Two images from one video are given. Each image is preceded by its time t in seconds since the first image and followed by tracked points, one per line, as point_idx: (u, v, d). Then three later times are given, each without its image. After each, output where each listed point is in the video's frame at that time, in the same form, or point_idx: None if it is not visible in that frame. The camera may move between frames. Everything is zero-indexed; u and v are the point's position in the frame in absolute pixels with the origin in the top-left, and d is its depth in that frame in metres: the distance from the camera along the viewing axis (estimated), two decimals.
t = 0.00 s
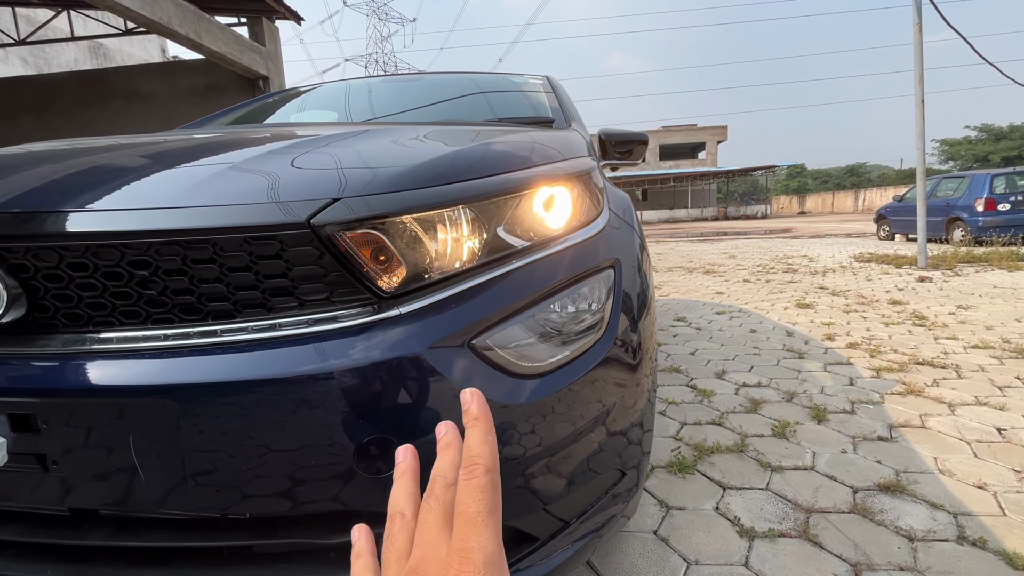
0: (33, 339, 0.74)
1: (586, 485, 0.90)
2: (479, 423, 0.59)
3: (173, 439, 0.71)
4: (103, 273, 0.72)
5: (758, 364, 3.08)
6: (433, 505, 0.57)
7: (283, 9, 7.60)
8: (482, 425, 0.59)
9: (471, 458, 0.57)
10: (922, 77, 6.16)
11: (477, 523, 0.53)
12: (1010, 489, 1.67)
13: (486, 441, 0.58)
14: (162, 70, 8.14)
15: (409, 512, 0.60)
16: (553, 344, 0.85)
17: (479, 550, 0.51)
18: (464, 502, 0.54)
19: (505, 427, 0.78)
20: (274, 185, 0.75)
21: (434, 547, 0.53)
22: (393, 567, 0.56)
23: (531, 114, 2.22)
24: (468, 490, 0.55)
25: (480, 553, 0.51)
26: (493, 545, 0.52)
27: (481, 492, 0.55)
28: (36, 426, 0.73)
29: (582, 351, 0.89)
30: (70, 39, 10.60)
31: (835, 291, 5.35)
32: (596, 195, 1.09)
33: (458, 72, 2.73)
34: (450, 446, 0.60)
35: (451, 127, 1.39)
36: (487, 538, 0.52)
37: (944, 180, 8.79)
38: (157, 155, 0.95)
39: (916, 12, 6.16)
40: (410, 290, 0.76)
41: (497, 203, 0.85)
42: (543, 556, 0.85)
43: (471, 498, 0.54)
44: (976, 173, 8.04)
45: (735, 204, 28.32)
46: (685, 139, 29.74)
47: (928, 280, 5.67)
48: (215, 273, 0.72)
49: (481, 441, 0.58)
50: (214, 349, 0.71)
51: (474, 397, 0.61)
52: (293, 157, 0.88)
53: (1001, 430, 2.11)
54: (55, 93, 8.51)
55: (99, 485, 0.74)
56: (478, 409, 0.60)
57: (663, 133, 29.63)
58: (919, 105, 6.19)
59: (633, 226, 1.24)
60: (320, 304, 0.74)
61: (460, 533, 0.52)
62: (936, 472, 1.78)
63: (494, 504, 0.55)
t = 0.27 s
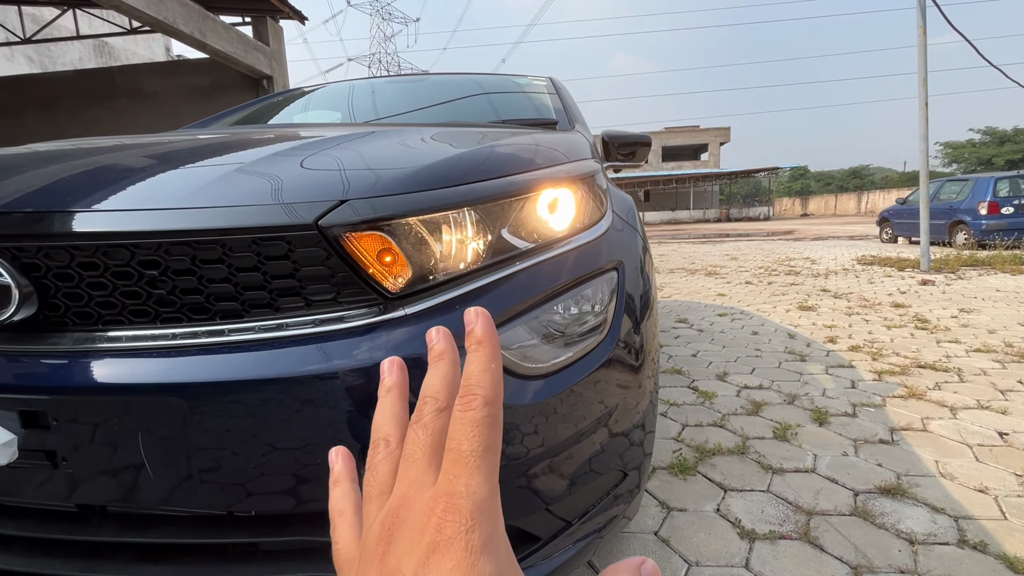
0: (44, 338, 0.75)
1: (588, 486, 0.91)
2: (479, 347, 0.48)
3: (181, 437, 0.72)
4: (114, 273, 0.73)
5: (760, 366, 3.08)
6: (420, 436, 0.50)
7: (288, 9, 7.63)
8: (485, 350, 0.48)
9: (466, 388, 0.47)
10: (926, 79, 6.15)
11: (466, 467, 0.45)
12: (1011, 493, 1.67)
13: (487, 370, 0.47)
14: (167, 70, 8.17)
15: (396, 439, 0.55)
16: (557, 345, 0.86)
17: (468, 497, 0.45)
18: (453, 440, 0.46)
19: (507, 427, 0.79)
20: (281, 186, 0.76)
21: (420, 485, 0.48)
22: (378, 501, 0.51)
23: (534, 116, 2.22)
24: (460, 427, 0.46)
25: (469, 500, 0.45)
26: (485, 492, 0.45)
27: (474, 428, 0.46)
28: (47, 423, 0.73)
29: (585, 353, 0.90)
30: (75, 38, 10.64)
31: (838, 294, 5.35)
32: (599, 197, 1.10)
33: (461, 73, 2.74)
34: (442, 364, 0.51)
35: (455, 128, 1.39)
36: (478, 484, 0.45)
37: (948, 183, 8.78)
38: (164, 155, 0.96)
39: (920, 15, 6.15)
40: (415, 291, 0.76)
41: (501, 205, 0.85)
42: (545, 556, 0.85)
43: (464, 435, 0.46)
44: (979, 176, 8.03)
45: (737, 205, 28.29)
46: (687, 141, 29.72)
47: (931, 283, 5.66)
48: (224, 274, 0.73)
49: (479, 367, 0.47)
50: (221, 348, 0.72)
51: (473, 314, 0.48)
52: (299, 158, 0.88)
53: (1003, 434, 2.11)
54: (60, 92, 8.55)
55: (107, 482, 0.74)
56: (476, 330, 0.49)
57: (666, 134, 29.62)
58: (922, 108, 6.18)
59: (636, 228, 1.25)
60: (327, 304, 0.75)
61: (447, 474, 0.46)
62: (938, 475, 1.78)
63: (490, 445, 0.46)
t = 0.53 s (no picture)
0: (58, 337, 0.76)
1: (592, 487, 0.91)
2: (486, 410, 0.59)
3: (191, 436, 0.73)
4: (127, 274, 0.74)
5: (763, 369, 3.08)
6: (435, 485, 0.56)
7: (293, 10, 7.66)
8: (490, 412, 0.59)
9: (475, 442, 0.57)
10: (931, 82, 6.13)
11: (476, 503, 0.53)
12: (1015, 498, 1.67)
13: (492, 429, 0.58)
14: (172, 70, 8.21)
15: (413, 490, 0.60)
16: (562, 347, 0.87)
17: (478, 530, 0.52)
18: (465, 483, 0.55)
19: (512, 428, 0.80)
20: (290, 188, 0.77)
21: (435, 525, 0.54)
22: (396, 546, 0.56)
23: (538, 118, 2.23)
24: (471, 472, 0.55)
25: (478, 531, 0.52)
26: (492, 525, 0.53)
27: (483, 473, 0.55)
28: (60, 421, 0.74)
29: (589, 355, 0.90)
30: (80, 38, 10.70)
31: (841, 296, 5.34)
32: (604, 200, 1.11)
33: (465, 74, 2.75)
34: (453, 425, 0.60)
35: (461, 131, 1.40)
36: (487, 517, 0.53)
37: (953, 186, 8.75)
38: (173, 157, 0.97)
39: (925, 17, 6.14)
40: (422, 293, 0.77)
41: (507, 208, 0.86)
42: (549, 556, 0.86)
43: (475, 478, 0.55)
44: (985, 179, 8.00)
45: (741, 207, 28.24)
46: (691, 142, 29.69)
47: (935, 286, 5.64)
48: (234, 275, 0.74)
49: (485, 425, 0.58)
50: (232, 348, 0.73)
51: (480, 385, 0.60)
52: (307, 160, 0.89)
53: (1007, 439, 2.10)
54: (66, 91, 8.59)
55: (119, 480, 0.75)
56: (483, 394, 0.60)
57: (669, 136, 29.59)
58: (927, 111, 6.17)
59: (641, 231, 1.25)
60: (335, 305, 0.76)
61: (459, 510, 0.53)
62: (941, 479, 1.78)
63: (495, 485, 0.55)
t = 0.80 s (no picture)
0: (66, 343, 0.77)
1: (593, 493, 0.92)
2: (460, 419, 0.61)
3: (197, 441, 0.74)
4: (134, 282, 0.75)
5: (765, 373, 3.07)
6: (406, 490, 0.58)
7: (298, 11, 7.68)
8: (463, 421, 0.61)
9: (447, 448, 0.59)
10: (937, 85, 6.11)
11: (442, 511, 0.55)
12: (1018, 506, 1.66)
13: (465, 436, 0.60)
14: (178, 70, 8.26)
15: (384, 494, 0.62)
16: (563, 355, 0.87)
17: (444, 537, 0.53)
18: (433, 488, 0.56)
19: (514, 435, 0.80)
20: (295, 197, 0.78)
21: (403, 530, 0.55)
22: (363, 550, 0.57)
23: (541, 122, 2.24)
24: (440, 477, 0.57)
25: (444, 536, 0.54)
26: (458, 533, 0.54)
27: (451, 478, 0.57)
28: (67, 427, 0.75)
29: (591, 362, 0.91)
30: (87, 38, 10.77)
31: (845, 300, 5.32)
32: (607, 207, 1.11)
33: (469, 77, 2.75)
34: (428, 429, 0.62)
35: (464, 136, 1.41)
36: (453, 525, 0.54)
37: (959, 189, 8.70)
38: (179, 164, 0.98)
39: (931, 20, 6.12)
40: (425, 301, 0.78)
41: (510, 216, 0.87)
42: (550, 563, 0.87)
43: (444, 485, 0.56)
44: (991, 182, 7.96)
45: (745, 209, 28.18)
46: (695, 144, 29.65)
47: (940, 290, 5.62)
48: (240, 283, 0.75)
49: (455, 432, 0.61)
50: (237, 356, 0.74)
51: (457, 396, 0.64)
52: (311, 167, 0.90)
53: (1011, 445, 2.09)
54: (73, 91, 8.65)
55: (126, 484, 0.76)
56: (459, 404, 0.63)
57: (673, 138, 29.57)
58: (932, 114, 6.15)
59: (643, 237, 1.26)
60: (339, 313, 0.76)
61: (425, 515, 0.55)
62: (944, 486, 1.77)
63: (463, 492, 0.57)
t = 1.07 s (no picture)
0: (74, 342, 0.77)
1: (598, 495, 0.91)
2: (450, 414, 0.62)
3: (202, 440, 0.74)
4: (141, 281, 0.75)
5: (771, 375, 3.06)
6: (390, 484, 0.57)
7: (304, 11, 7.71)
8: (453, 416, 0.62)
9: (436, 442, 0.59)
10: (945, 86, 6.07)
11: (428, 503, 0.55)
12: None
13: (452, 431, 0.60)
14: (185, 70, 8.30)
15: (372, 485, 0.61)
16: (569, 357, 0.87)
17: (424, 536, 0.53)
18: (418, 483, 0.56)
19: (519, 436, 0.80)
20: (302, 197, 0.78)
21: (384, 526, 0.55)
22: (347, 545, 0.57)
23: (547, 122, 2.23)
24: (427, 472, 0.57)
25: (426, 531, 0.54)
26: (439, 531, 0.54)
27: (438, 474, 0.57)
28: (75, 425, 0.76)
29: (596, 364, 0.90)
30: (95, 39, 10.84)
31: (852, 302, 5.29)
32: (613, 208, 1.11)
33: (475, 78, 2.76)
34: (418, 419, 0.62)
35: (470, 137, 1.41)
36: (434, 523, 0.54)
37: (967, 191, 8.64)
38: (186, 163, 0.98)
39: (939, 20, 6.08)
40: (431, 302, 0.78)
41: (516, 216, 0.86)
42: (554, 564, 0.86)
43: (427, 481, 0.56)
44: (1000, 184, 7.90)
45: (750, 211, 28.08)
46: (700, 145, 29.56)
47: (947, 292, 5.57)
48: (247, 283, 0.75)
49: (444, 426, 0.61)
50: (243, 355, 0.74)
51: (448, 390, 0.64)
52: (318, 168, 0.91)
53: (1020, 450, 2.07)
54: (81, 91, 8.71)
55: (132, 483, 0.77)
56: (449, 401, 0.63)
57: (679, 138, 29.47)
58: (940, 115, 6.11)
59: (649, 238, 1.25)
60: (345, 314, 0.76)
61: (409, 508, 0.55)
62: (952, 491, 1.76)
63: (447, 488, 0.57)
